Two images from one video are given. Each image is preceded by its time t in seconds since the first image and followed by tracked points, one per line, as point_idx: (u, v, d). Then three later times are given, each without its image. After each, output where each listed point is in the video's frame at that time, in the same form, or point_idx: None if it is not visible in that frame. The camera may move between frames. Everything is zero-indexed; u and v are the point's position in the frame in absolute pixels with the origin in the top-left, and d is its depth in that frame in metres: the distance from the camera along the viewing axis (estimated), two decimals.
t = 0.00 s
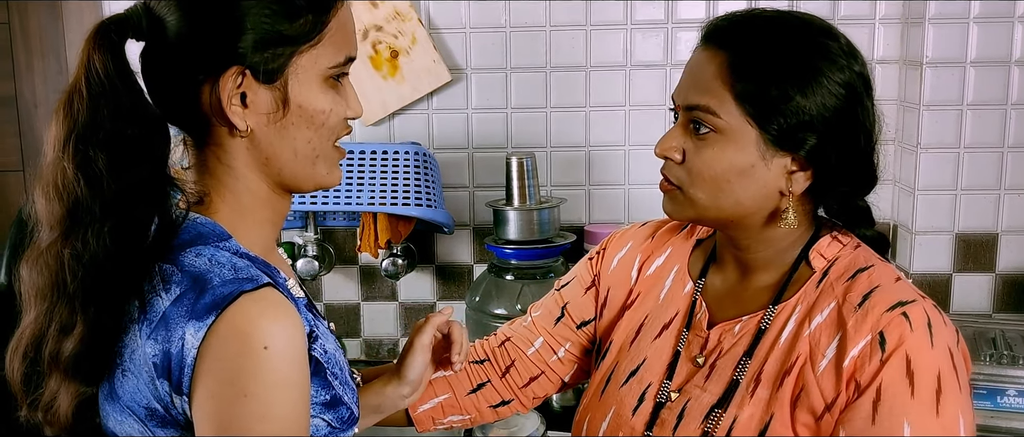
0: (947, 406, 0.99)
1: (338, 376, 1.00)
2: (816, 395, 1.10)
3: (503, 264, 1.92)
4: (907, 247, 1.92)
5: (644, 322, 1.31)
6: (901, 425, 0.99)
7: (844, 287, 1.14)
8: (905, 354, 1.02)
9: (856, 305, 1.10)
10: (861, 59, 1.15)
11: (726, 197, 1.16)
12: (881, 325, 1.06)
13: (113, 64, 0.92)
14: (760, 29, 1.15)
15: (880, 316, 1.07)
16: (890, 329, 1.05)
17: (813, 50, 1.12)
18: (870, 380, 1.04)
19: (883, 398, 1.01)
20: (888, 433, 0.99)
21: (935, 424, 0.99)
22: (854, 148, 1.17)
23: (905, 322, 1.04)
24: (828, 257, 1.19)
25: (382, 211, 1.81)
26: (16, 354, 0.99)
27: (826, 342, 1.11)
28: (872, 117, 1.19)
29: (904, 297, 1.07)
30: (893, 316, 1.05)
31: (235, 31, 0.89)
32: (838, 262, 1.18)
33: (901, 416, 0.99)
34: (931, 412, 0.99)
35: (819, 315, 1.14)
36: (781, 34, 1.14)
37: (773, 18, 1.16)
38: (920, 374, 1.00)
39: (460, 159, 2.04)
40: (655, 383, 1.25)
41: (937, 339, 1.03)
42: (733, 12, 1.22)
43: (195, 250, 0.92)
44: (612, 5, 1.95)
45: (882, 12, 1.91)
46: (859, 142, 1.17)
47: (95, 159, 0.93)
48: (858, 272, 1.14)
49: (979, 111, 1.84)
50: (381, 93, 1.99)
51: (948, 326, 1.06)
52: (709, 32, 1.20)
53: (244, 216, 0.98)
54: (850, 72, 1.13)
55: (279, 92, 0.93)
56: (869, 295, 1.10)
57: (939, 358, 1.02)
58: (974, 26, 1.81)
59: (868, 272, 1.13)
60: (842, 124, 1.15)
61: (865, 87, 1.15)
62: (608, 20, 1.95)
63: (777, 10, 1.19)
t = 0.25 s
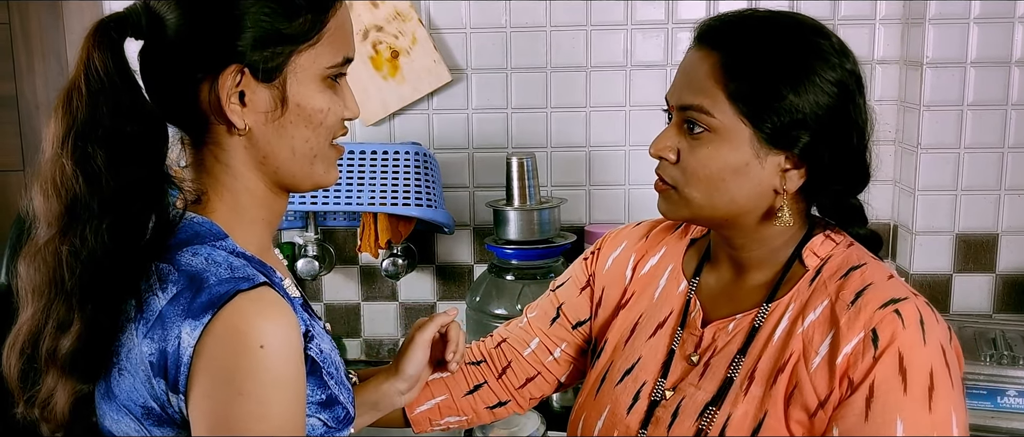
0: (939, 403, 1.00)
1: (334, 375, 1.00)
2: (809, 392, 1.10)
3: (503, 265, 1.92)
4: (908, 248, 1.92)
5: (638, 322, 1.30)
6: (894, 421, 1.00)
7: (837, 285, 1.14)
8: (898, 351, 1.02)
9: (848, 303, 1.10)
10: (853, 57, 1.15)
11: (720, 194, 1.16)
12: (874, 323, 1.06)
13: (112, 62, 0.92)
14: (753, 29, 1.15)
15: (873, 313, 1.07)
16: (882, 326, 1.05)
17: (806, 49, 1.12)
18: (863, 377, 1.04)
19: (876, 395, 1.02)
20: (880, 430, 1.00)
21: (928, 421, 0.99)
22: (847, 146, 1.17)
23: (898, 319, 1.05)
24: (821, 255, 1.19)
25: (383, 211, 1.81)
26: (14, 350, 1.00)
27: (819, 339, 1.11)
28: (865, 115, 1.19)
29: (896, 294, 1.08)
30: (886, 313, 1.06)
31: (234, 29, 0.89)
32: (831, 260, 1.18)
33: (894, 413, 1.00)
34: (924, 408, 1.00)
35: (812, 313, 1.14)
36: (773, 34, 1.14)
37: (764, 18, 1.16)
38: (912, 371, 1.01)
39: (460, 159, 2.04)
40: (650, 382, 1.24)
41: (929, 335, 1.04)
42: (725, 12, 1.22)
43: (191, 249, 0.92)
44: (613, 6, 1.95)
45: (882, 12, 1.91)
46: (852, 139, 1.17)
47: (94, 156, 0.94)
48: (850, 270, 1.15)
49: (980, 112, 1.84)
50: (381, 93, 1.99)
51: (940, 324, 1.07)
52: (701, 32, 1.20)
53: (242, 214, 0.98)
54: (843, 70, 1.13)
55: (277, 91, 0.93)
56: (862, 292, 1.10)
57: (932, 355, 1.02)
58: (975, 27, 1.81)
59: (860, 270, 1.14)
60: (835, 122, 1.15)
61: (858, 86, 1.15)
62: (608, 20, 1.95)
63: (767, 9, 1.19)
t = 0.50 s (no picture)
0: (932, 396, 0.99)
1: (333, 374, 1.00)
2: (802, 386, 1.09)
3: (503, 264, 1.91)
4: (908, 248, 1.91)
5: (633, 318, 1.31)
6: (887, 415, 0.99)
7: (830, 280, 1.14)
8: (890, 345, 1.02)
9: (841, 298, 1.10)
10: (846, 54, 1.15)
11: (716, 191, 1.16)
12: (866, 317, 1.06)
13: (112, 62, 0.92)
14: (747, 27, 1.15)
15: (865, 308, 1.07)
16: (875, 321, 1.05)
17: (799, 45, 1.12)
18: (855, 372, 1.04)
19: (868, 389, 1.02)
20: (873, 424, 1.00)
21: (921, 415, 0.99)
22: (841, 142, 1.17)
23: (890, 314, 1.04)
24: (814, 252, 1.19)
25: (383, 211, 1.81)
26: (14, 349, 1.00)
27: (812, 334, 1.11)
28: (858, 111, 1.19)
29: (889, 289, 1.07)
30: (878, 308, 1.05)
31: (233, 29, 0.89)
32: (824, 256, 1.18)
33: (887, 407, 0.99)
34: (916, 402, 0.99)
35: (805, 308, 1.14)
36: (767, 31, 1.14)
37: (757, 16, 1.16)
38: (904, 365, 1.01)
39: (461, 159, 2.04)
40: (645, 378, 1.24)
41: (921, 330, 1.03)
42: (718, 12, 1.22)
43: (190, 248, 0.92)
44: (613, 5, 1.95)
45: (883, 12, 1.91)
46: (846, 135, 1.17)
47: (93, 155, 0.94)
48: (843, 265, 1.14)
49: (980, 112, 1.83)
50: (382, 93, 1.99)
51: (933, 319, 1.06)
52: (696, 32, 1.20)
53: (241, 213, 0.99)
54: (836, 66, 1.13)
55: (276, 91, 0.94)
56: (854, 287, 1.10)
57: (924, 350, 1.02)
58: (976, 27, 1.80)
59: (853, 266, 1.13)
60: (829, 119, 1.15)
61: (851, 82, 1.15)
62: (608, 20, 1.95)
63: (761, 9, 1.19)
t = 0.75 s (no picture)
0: (922, 387, 1.01)
1: (332, 374, 1.00)
2: (794, 376, 1.10)
3: (504, 264, 1.92)
4: (909, 248, 1.92)
5: (629, 312, 1.30)
6: (876, 406, 1.01)
7: (823, 273, 1.14)
8: (881, 337, 1.03)
9: (833, 290, 1.11)
10: (840, 50, 1.16)
11: (716, 185, 1.16)
12: (857, 309, 1.07)
13: (113, 61, 0.92)
14: (744, 25, 1.15)
15: (857, 300, 1.07)
16: (866, 312, 1.06)
17: (797, 43, 1.12)
18: (846, 363, 1.05)
19: (858, 380, 1.03)
20: (863, 414, 1.01)
21: (910, 406, 1.00)
22: (838, 138, 1.18)
23: (881, 306, 1.05)
24: (808, 245, 1.19)
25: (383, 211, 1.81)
26: (16, 346, 0.99)
27: (804, 325, 1.11)
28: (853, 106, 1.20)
29: (879, 282, 1.08)
30: (869, 300, 1.06)
31: (234, 29, 0.89)
32: (818, 250, 1.18)
33: (878, 398, 1.01)
34: (906, 393, 1.01)
35: (798, 300, 1.14)
36: (765, 29, 1.14)
37: (753, 14, 1.16)
38: (895, 356, 1.02)
39: (462, 159, 2.04)
40: (639, 369, 1.24)
41: (912, 323, 1.04)
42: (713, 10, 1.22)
43: (190, 248, 0.92)
44: (614, 5, 1.95)
45: (883, 13, 1.91)
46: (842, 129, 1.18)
47: (94, 155, 0.94)
48: (837, 259, 1.15)
49: (981, 112, 1.83)
50: (383, 93, 1.99)
51: (923, 311, 1.08)
52: (693, 30, 1.20)
53: (242, 213, 0.98)
54: (833, 62, 1.14)
55: (276, 90, 0.94)
56: (847, 280, 1.11)
57: (915, 341, 1.03)
58: (977, 27, 1.80)
59: (846, 260, 1.14)
60: (826, 115, 1.15)
61: (846, 77, 1.16)
62: (609, 20, 1.95)
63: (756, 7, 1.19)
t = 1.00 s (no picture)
0: (912, 377, 1.01)
1: (330, 374, 1.00)
2: (787, 363, 1.10)
3: (504, 264, 1.92)
4: (909, 248, 1.92)
5: (624, 305, 1.31)
6: (867, 394, 1.01)
7: (817, 264, 1.13)
8: (873, 325, 1.03)
9: (826, 279, 1.10)
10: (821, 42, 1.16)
11: (726, 188, 1.14)
12: (850, 298, 1.06)
13: (114, 60, 0.92)
14: (728, 29, 1.15)
15: (850, 289, 1.07)
16: (858, 301, 1.05)
17: (780, 37, 1.12)
18: (838, 350, 1.05)
19: (851, 369, 1.03)
20: (854, 401, 1.02)
21: (901, 394, 1.00)
22: (830, 131, 1.18)
23: (873, 295, 1.05)
24: (803, 238, 1.18)
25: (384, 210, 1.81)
26: (15, 343, 0.99)
27: (798, 313, 1.11)
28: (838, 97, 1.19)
29: (873, 272, 1.08)
30: (862, 289, 1.06)
31: (235, 28, 0.89)
32: (813, 241, 1.17)
33: (868, 385, 1.01)
34: (896, 381, 1.01)
35: (792, 289, 1.14)
36: (749, 31, 1.13)
37: (735, 16, 1.16)
38: (887, 345, 1.02)
39: (462, 158, 2.04)
40: (634, 360, 1.24)
41: (904, 313, 1.04)
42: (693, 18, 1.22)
43: (188, 247, 0.92)
44: (615, 5, 1.95)
45: (884, 12, 1.91)
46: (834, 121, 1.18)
47: (95, 154, 0.94)
48: (831, 250, 1.14)
49: (981, 112, 1.83)
50: (383, 93, 1.99)
51: (916, 302, 1.07)
52: (676, 38, 1.19)
53: (243, 213, 0.99)
54: (818, 54, 1.14)
55: (277, 90, 0.94)
56: (840, 270, 1.10)
57: (906, 331, 1.03)
58: (977, 27, 1.80)
59: (840, 251, 1.13)
60: (815, 107, 1.15)
61: (831, 68, 1.16)
62: (610, 20, 1.95)
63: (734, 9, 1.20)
